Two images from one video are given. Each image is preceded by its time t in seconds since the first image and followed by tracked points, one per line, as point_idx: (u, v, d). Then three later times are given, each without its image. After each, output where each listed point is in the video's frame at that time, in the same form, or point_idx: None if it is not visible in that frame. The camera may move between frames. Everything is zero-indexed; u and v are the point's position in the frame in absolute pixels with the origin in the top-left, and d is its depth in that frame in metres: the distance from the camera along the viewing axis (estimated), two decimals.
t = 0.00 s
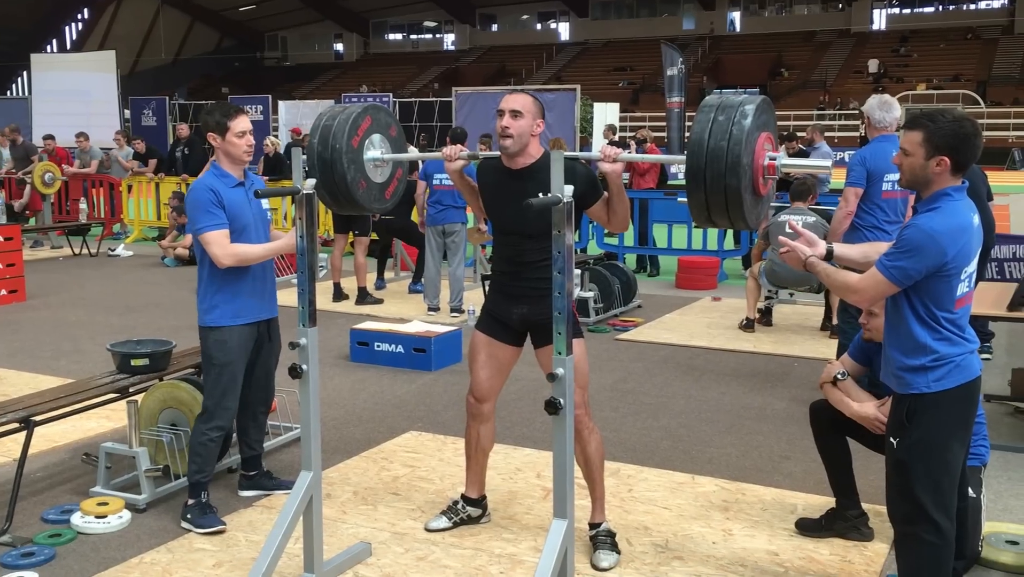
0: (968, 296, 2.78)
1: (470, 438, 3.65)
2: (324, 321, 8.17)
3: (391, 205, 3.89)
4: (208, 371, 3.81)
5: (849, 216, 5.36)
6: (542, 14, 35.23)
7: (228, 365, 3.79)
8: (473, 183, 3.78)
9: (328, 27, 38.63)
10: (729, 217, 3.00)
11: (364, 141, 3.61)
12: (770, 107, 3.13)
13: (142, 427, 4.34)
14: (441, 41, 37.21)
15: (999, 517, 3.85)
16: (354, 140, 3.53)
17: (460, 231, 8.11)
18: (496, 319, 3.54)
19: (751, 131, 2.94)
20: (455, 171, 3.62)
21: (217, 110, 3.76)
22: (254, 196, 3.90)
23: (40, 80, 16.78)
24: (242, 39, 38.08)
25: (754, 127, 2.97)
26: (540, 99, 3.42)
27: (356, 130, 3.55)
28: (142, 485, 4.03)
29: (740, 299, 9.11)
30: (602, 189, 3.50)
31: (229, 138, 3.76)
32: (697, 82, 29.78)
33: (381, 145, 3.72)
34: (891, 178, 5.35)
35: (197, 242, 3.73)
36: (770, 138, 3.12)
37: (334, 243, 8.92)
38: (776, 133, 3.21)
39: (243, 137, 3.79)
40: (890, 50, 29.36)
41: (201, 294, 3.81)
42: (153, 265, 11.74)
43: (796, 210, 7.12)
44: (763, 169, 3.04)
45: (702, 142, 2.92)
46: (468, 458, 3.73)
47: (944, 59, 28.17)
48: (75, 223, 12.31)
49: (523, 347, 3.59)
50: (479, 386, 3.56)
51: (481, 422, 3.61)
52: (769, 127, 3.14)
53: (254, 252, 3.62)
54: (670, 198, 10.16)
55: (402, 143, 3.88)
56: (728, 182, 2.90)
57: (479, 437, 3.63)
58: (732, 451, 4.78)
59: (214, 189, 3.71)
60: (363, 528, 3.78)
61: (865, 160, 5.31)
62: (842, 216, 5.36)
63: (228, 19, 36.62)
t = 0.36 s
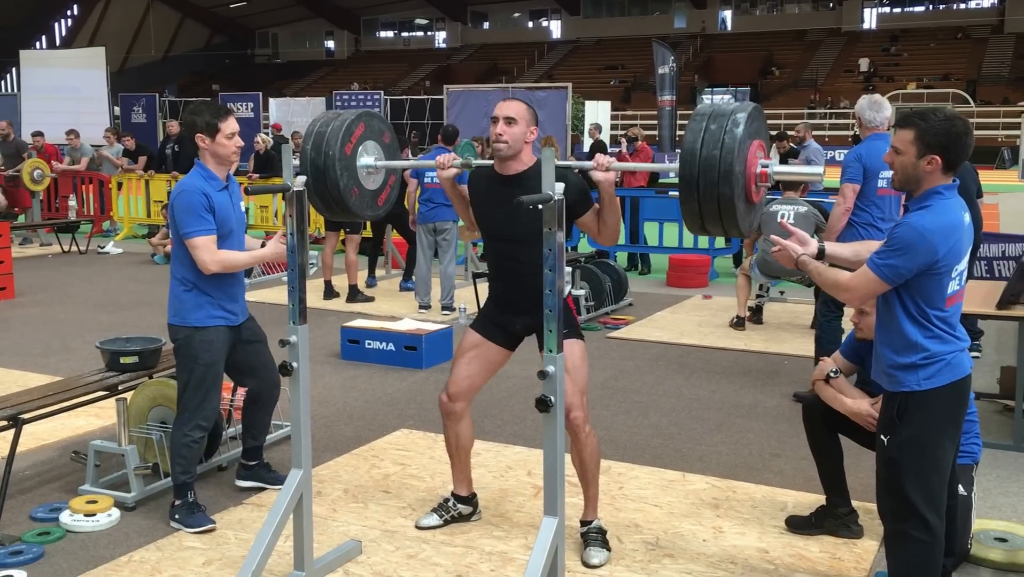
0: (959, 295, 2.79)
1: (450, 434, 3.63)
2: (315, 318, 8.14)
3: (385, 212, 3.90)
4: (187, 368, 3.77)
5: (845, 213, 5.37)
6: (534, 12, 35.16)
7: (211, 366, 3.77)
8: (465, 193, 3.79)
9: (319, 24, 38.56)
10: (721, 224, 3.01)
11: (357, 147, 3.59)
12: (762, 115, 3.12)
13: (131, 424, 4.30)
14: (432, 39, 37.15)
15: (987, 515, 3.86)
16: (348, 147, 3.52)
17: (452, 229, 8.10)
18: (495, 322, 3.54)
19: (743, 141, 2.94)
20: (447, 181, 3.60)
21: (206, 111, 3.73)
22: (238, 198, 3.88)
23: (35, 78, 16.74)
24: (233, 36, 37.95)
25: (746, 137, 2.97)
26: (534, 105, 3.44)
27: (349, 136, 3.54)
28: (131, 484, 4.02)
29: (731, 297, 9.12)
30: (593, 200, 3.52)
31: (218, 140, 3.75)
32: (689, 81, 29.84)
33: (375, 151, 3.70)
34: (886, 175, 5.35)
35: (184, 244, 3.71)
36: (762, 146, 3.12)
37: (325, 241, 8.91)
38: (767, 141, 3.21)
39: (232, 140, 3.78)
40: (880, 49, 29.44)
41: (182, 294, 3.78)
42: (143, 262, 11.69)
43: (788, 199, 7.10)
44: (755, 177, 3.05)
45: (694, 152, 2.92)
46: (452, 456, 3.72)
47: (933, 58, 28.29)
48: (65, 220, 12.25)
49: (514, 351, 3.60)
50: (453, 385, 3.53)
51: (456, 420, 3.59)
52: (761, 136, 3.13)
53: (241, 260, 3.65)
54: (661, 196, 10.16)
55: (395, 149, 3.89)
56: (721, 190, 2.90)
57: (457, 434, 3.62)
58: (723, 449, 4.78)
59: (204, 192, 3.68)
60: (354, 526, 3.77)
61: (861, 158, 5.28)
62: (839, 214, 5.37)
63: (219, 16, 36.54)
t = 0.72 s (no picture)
0: (956, 293, 2.78)
1: (429, 438, 3.63)
2: (309, 317, 8.13)
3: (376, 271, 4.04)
4: (184, 368, 3.77)
5: (832, 215, 5.44)
6: (528, 10, 35.11)
7: (206, 366, 3.76)
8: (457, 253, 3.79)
9: (313, 22, 38.49)
10: (709, 295, 3.00)
11: (350, 209, 3.73)
12: (749, 186, 3.15)
13: (124, 423, 4.29)
14: (426, 37, 37.12)
15: (980, 513, 3.87)
16: (340, 209, 3.66)
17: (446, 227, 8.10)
18: (497, 354, 3.59)
19: (731, 217, 2.95)
20: (439, 245, 3.65)
21: (227, 120, 3.71)
22: (245, 206, 3.89)
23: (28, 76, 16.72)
24: (226, 34, 37.80)
25: (734, 211, 2.98)
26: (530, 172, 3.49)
27: (341, 198, 3.68)
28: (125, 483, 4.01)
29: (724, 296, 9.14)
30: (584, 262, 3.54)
31: (234, 151, 3.74)
32: (683, 80, 29.87)
33: (366, 213, 3.84)
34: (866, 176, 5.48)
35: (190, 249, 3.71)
36: (749, 219, 3.15)
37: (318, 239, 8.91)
38: (756, 213, 3.24)
39: (247, 152, 3.76)
40: (874, 48, 29.52)
41: (182, 292, 3.78)
42: (136, 260, 11.65)
43: (783, 195, 7.15)
44: (742, 251, 3.06)
45: (683, 227, 2.93)
46: (438, 458, 3.71)
47: (927, 57, 28.38)
48: (56, 219, 12.20)
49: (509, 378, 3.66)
50: (435, 392, 3.57)
51: (431, 425, 3.59)
52: (749, 208, 3.16)
53: (244, 267, 3.61)
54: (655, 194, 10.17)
55: (385, 212, 4.04)
56: (708, 267, 2.90)
57: (438, 437, 3.62)
58: (717, 447, 4.79)
59: (213, 199, 3.68)
60: (348, 525, 3.77)
61: (843, 159, 5.41)
62: (826, 216, 5.42)
63: (212, 13, 36.47)
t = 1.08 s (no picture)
0: (956, 312, 2.80)
1: (423, 443, 3.66)
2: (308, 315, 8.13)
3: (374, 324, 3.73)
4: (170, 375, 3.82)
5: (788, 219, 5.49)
6: (527, 9, 35.08)
7: (190, 369, 3.79)
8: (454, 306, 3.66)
9: (312, 20, 38.48)
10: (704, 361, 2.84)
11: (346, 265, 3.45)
12: (744, 249, 3.00)
13: (124, 421, 4.27)
14: (426, 35, 37.11)
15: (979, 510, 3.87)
16: (336, 266, 3.38)
17: (446, 225, 8.10)
18: (500, 394, 3.59)
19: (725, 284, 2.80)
20: (435, 300, 3.49)
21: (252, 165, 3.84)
22: (254, 248, 3.95)
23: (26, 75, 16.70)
24: (225, 32, 37.75)
25: (727, 279, 2.83)
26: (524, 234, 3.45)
27: (338, 255, 3.39)
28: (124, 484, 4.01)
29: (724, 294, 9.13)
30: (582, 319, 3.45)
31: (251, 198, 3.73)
32: (682, 78, 29.87)
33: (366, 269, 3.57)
34: (813, 177, 5.56)
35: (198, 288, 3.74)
36: (744, 282, 3.01)
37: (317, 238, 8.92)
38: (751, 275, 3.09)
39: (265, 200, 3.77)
40: (873, 46, 29.50)
41: (175, 314, 3.87)
42: (136, 259, 11.65)
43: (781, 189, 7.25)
44: (735, 315, 2.91)
45: (676, 295, 2.80)
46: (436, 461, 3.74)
47: (926, 55, 28.41)
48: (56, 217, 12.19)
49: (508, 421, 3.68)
50: (429, 403, 3.61)
51: (429, 430, 3.63)
52: (743, 271, 3.01)
53: (245, 311, 3.62)
54: (657, 192, 10.13)
55: (385, 264, 3.74)
56: (702, 334, 2.76)
57: (431, 442, 3.65)
58: (717, 445, 4.79)
59: (225, 242, 3.73)
60: (348, 523, 3.77)
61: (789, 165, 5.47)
62: (782, 222, 5.48)
63: (211, 12, 36.48)
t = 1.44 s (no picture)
0: (955, 338, 2.82)
1: (424, 446, 3.66)
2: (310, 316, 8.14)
3: (380, 354, 3.71)
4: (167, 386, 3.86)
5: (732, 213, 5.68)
6: (530, 10, 35.12)
7: (184, 380, 3.83)
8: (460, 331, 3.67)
9: (314, 21, 38.52)
10: (705, 394, 2.84)
11: (351, 296, 3.45)
12: (747, 283, 2.99)
13: (127, 423, 4.27)
14: (428, 37, 37.13)
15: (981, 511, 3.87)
16: (341, 298, 3.39)
17: (448, 226, 8.08)
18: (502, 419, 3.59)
19: (727, 320, 2.80)
20: (441, 330, 3.48)
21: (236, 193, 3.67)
22: (254, 274, 3.96)
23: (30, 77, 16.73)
24: (227, 33, 37.76)
25: (731, 314, 2.83)
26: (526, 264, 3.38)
27: (343, 286, 3.40)
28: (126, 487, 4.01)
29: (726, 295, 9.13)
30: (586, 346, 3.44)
31: (246, 223, 3.72)
32: (684, 78, 29.88)
33: (368, 300, 3.56)
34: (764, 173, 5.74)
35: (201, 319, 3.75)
36: (747, 316, 2.96)
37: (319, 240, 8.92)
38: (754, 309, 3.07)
39: (258, 223, 3.74)
40: (876, 46, 29.50)
41: (170, 334, 3.93)
42: (139, 261, 11.66)
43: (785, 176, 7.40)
44: (740, 350, 2.90)
45: (678, 330, 2.79)
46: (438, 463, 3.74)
47: (929, 56, 28.42)
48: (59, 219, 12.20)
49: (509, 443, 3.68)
50: (432, 410, 3.63)
51: (431, 434, 3.63)
52: (747, 305, 2.99)
53: (251, 338, 3.61)
54: (659, 192, 10.11)
55: (389, 292, 3.73)
56: (705, 367, 2.76)
57: (433, 446, 3.64)
58: (719, 445, 4.79)
59: (224, 272, 3.74)
60: (351, 524, 3.77)
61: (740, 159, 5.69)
62: (726, 215, 5.67)
63: (214, 14, 36.50)
